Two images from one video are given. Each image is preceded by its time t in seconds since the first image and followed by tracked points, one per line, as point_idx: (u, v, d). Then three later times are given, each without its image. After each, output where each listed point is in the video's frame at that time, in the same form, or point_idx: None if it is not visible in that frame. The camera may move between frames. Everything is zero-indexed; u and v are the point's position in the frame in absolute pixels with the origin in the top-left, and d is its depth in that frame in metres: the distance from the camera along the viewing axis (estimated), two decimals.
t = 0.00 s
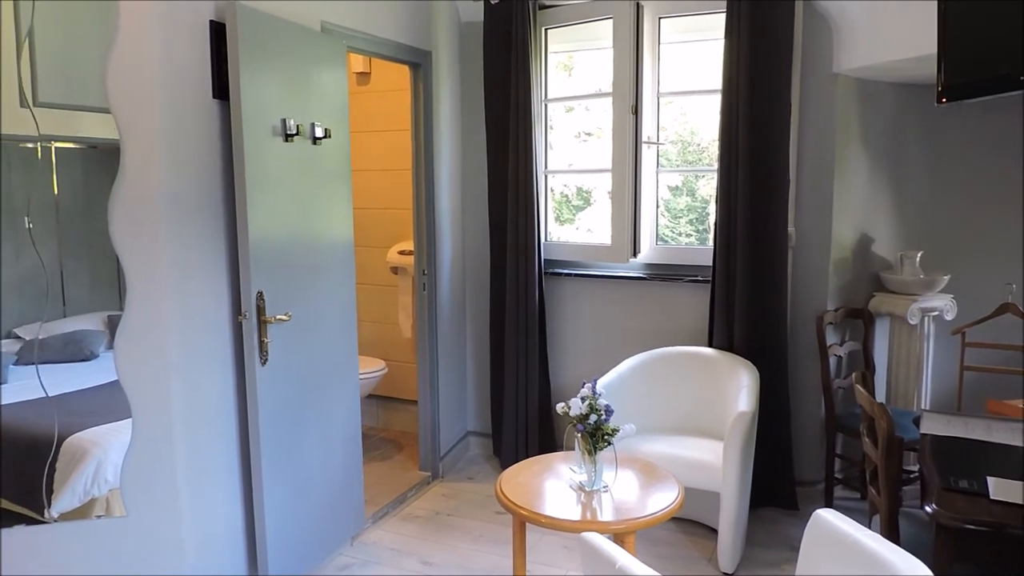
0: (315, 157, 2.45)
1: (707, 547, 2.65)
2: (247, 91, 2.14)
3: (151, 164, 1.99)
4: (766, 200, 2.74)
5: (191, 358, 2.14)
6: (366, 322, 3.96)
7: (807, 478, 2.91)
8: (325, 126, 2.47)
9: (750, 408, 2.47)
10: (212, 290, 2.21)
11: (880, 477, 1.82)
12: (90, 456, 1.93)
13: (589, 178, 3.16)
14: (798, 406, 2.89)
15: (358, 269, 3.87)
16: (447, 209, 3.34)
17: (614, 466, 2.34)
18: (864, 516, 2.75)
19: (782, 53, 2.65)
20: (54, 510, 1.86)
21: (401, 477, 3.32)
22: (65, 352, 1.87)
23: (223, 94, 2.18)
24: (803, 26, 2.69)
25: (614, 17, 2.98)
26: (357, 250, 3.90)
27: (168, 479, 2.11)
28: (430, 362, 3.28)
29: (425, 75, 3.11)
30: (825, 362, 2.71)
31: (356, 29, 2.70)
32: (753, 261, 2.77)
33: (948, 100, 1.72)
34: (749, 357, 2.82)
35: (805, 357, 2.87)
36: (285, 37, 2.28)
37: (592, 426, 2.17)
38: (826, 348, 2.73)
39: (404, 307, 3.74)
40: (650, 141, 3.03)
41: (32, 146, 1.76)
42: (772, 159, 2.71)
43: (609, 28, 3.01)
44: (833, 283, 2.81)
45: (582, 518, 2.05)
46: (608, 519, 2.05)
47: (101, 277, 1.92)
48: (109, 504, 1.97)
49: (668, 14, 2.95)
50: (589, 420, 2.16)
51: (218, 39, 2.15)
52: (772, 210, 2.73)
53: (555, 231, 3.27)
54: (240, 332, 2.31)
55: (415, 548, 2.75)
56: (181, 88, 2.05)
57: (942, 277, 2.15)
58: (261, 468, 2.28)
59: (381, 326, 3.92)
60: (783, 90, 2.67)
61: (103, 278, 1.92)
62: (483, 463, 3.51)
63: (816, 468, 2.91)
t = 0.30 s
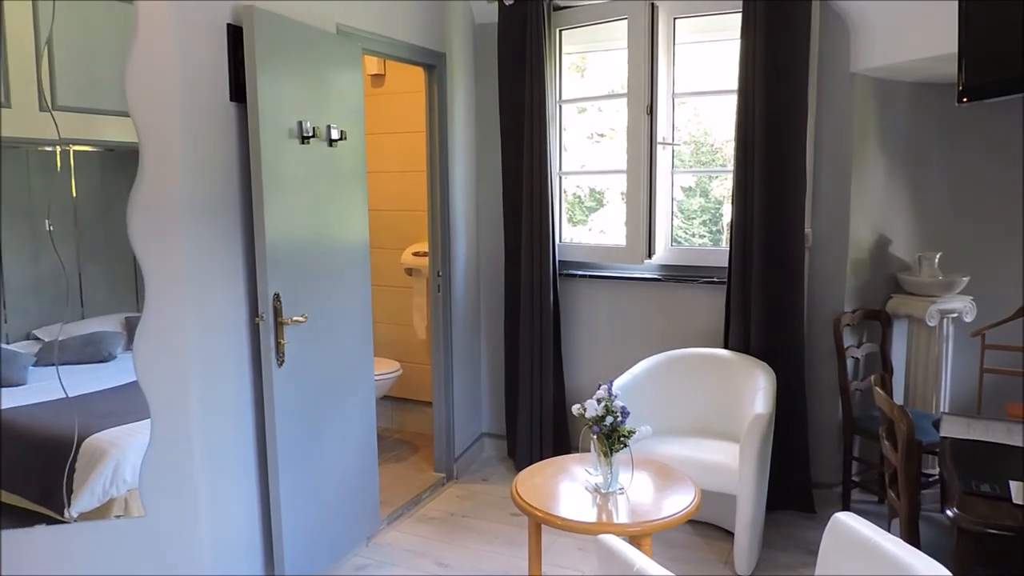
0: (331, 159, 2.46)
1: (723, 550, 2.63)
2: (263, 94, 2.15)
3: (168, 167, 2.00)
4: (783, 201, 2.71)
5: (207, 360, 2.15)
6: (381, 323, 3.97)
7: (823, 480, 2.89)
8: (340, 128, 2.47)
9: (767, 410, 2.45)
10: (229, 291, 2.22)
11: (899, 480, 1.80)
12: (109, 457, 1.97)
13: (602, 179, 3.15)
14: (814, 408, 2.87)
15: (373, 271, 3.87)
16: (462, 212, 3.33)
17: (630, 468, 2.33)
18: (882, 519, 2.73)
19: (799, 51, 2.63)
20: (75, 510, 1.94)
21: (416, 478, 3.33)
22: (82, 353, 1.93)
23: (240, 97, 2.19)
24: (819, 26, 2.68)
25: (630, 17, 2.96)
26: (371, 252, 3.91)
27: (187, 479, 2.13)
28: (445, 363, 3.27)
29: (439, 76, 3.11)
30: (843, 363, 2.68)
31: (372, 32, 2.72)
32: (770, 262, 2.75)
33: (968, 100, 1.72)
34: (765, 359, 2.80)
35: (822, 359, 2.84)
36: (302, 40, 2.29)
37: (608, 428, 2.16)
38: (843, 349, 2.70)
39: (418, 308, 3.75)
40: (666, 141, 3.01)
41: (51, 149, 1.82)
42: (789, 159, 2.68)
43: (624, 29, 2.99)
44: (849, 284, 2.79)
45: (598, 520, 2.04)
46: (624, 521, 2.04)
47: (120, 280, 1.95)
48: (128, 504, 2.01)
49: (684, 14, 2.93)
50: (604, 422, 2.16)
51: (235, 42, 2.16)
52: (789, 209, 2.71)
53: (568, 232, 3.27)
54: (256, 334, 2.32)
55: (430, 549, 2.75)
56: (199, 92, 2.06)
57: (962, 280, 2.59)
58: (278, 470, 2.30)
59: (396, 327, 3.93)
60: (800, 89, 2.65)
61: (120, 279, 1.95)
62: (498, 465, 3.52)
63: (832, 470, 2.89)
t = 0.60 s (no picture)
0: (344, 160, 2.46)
1: (735, 553, 2.62)
2: (278, 95, 2.16)
3: (183, 169, 2.03)
4: (797, 202, 2.69)
5: (221, 360, 2.16)
6: (393, 324, 3.98)
7: (837, 484, 2.87)
8: (353, 129, 2.48)
9: (780, 413, 2.44)
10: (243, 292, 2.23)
11: (916, 485, 1.78)
12: (123, 455, 1.98)
13: (613, 181, 3.15)
14: (828, 412, 2.85)
15: (385, 272, 3.88)
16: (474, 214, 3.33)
17: (642, 470, 2.32)
18: (897, 524, 2.70)
19: (813, 52, 2.61)
20: (88, 509, 1.94)
21: (427, 479, 3.33)
22: (96, 351, 1.91)
23: (256, 98, 2.21)
24: (834, 27, 2.66)
25: (643, 18, 2.95)
26: (384, 253, 3.92)
27: (200, 478, 2.14)
28: (457, 364, 3.27)
29: (452, 78, 3.11)
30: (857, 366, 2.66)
31: (386, 33, 2.72)
32: (784, 264, 2.73)
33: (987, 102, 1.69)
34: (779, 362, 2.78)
35: (837, 363, 2.82)
36: (316, 42, 2.30)
37: (620, 430, 2.16)
38: (858, 352, 2.68)
39: (430, 309, 3.76)
40: (679, 143, 3.00)
41: (66, 150, 1.81)
42: (803, 161, 2.66)
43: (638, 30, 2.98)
44: (863, 287, 2.76)
45: (610, 523, 2.04)
46: (636, 524, 2.03)
47: (135, 280, 1.96)
48: (141, 503, 2.03)
49: (697, 15, 2.91)
50: (617, 424, 2.15)
51: (250, 44, 2.17)
52: (804, 210, 2.69)
53: (579, 234, 3.26)
54: (270, 334, 2.33)
55: (442, 550, 2.75)
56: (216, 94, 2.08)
57: (978, 285, 2.53)
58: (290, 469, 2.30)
59: (408, 328, 3.94)
60: (815, 90, 2.62)
61: (134, 279, 1.96)
62: (509, 466, 3.51)
63: (846, 474, 2.87)
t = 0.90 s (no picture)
0: (359, 163, 2.47)
1: (752, 557, 2.61)
2: (294, 99, 2.17)
3: (201, 173, 2.03)
4: (812, 204, 2.67)
5: (238, 363, 2.17)
6: (407, 327, 3.99)
7: (854, 487, 2.85)
8: (368, 132, 2.49)
9: (797, 416, 2.42)
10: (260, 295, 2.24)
11: (935, 488, 1.76)
12: (139, 457, 2.02)
13: (625, 182, 3.14)
14: (845, 415, 2.83)
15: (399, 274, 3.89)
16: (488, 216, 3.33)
17: (658, 474, 2.31)
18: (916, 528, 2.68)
19: (829, 52, 2.59)
20: (106, 510, 2.01)
21: (441, 481, 3.34)
22: (113, 354, 1.97)
23: (272, 102, 2.22)
24: (851, 26, 2.64)
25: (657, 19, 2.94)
26: (397, 255, 3.93)
27: (217, 480, 2.15)
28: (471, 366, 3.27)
29: (466, 80, 3.11)
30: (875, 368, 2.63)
31: (401, 36, 2.73)
32: (800, 267, 2.71)
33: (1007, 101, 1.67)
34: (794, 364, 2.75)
35: (854, 365, 2.80)
36: (331, 45, 2.31)
37: (636, 433, 2.14)
38: (875, 355, 2.65)
39: (444, 310, 3.76)
40: (693, 144, 2.98)
41: (84, 154, 1.89)
42: (819, 162, 2.65)
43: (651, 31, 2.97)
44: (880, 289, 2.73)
45: (625, 526, 2.03)
46: (652, 527, 2.02)
47: (152, 284, 1.99)
48: (158, 504, 2.06)
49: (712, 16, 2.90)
50: (633, 427, 2.14)
51: (265, 48, 2.18)
52: (820, 212, 2.67)
53: (592, 236, 3.26)
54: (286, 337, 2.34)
55: (456, 552, 2.75)
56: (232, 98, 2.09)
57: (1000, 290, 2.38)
58: (305, 471, 2.31)
59: (421, 330, 3.95)
60: (831, 91, 2.60)
61: (151, 283, 1.99)
62: (523, 468, 3.51)
63: (863, 477, 2.85)
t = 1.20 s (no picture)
0: (371, 166, 2.48)
1: (765, 561, 2.60)
2: (307, 101, 2.18)
3: (217, 178, 2.03)
4: (826, 206, 2.66)
5: (254, 367, 2.18)
6: (418, 329, 4.00)
7: (869, 491, 2.82)
8: (380, 136, 2.50)
9: (811, 419, 2.40)
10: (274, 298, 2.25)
11: (952, 492, 1.75)
12: (154, 459, 2.06)
13: (636, 184, 3.14)
14: (859, 418, 2.81)
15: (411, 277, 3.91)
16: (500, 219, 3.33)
17: (671, 477, 2.30)
18: (933, 533, 2.65)
19: (842, 53, 2.58)
20: (121, 511, 2.05)
21: (453, 483, 3.34)
22: (128, 356, 2.01)
23: (285, 105, 2.21)
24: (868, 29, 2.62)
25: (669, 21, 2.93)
26: (410, 257, 3.94)
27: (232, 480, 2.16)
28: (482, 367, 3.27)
29: (478, 83, 3.12)
30: (889, 370, 2.61)
31: (413, 40, 2.74)
32: (813, 270, 2.69)
33: None
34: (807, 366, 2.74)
35: (869, 368, 2.78)
36: (343, 49, 2.31)
37: (649, 436, 2.14)
38: (890, 358, 2.62)
39: (455, 313, 3.77)
40: (705, 146, 2.97)
41: (100, 157, 1.94)
42: (832, 164, 2.63)
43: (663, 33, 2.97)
44: (896, 291, 2.71)
45: (639, 529, 2.02)
46: (664, 530, 2.02)
47: (166, 285, 2.01)
48: (172, 506, 2.09)
49: (724, 18, 2.89)
50: (646, 430, 2.14)
51: (280, 52, 2.18)
52: (834, 215, 2.66)
53: (603, 238, 3.26)
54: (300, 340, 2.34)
55: (468, 555, 2.76)
56: (247, 102, 2.10)
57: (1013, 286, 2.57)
58: (318, 474, 2.31)
59: (433, 332, 3.96)
60: (844, 93, 2.59)
61: (166, 287, 2.02)
62: (535, 471, 3.50)
63: (878, 481, 2.83)
